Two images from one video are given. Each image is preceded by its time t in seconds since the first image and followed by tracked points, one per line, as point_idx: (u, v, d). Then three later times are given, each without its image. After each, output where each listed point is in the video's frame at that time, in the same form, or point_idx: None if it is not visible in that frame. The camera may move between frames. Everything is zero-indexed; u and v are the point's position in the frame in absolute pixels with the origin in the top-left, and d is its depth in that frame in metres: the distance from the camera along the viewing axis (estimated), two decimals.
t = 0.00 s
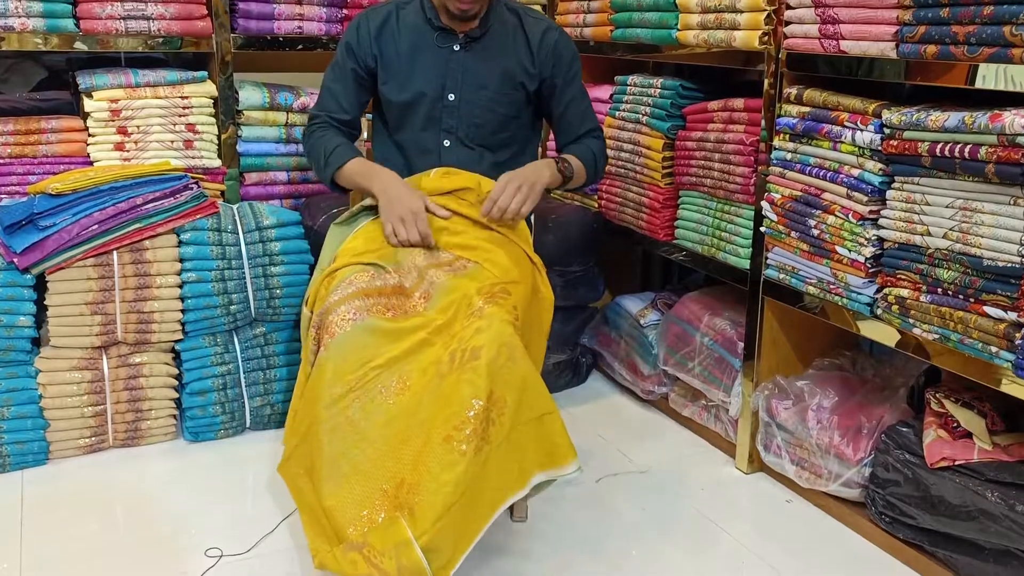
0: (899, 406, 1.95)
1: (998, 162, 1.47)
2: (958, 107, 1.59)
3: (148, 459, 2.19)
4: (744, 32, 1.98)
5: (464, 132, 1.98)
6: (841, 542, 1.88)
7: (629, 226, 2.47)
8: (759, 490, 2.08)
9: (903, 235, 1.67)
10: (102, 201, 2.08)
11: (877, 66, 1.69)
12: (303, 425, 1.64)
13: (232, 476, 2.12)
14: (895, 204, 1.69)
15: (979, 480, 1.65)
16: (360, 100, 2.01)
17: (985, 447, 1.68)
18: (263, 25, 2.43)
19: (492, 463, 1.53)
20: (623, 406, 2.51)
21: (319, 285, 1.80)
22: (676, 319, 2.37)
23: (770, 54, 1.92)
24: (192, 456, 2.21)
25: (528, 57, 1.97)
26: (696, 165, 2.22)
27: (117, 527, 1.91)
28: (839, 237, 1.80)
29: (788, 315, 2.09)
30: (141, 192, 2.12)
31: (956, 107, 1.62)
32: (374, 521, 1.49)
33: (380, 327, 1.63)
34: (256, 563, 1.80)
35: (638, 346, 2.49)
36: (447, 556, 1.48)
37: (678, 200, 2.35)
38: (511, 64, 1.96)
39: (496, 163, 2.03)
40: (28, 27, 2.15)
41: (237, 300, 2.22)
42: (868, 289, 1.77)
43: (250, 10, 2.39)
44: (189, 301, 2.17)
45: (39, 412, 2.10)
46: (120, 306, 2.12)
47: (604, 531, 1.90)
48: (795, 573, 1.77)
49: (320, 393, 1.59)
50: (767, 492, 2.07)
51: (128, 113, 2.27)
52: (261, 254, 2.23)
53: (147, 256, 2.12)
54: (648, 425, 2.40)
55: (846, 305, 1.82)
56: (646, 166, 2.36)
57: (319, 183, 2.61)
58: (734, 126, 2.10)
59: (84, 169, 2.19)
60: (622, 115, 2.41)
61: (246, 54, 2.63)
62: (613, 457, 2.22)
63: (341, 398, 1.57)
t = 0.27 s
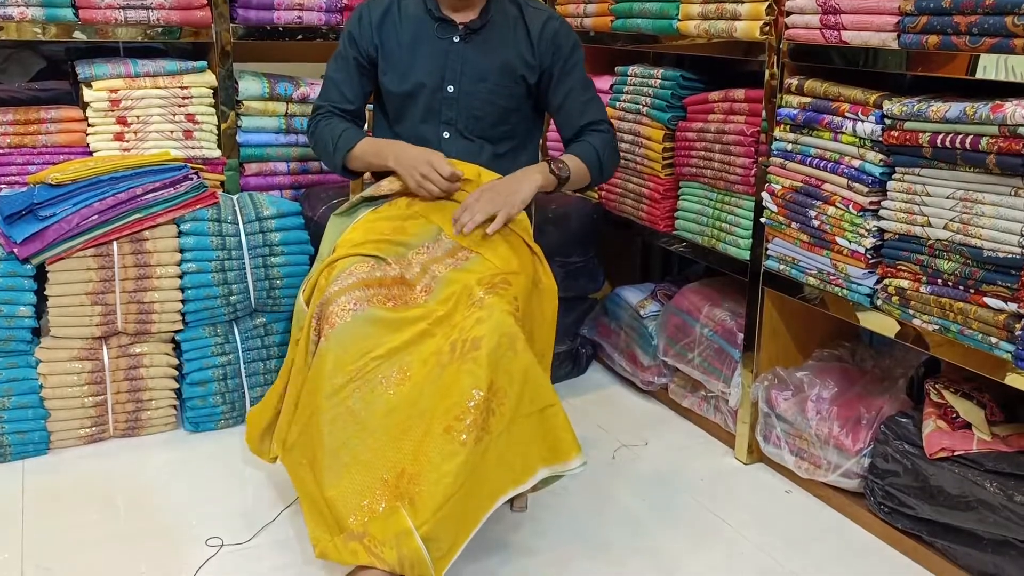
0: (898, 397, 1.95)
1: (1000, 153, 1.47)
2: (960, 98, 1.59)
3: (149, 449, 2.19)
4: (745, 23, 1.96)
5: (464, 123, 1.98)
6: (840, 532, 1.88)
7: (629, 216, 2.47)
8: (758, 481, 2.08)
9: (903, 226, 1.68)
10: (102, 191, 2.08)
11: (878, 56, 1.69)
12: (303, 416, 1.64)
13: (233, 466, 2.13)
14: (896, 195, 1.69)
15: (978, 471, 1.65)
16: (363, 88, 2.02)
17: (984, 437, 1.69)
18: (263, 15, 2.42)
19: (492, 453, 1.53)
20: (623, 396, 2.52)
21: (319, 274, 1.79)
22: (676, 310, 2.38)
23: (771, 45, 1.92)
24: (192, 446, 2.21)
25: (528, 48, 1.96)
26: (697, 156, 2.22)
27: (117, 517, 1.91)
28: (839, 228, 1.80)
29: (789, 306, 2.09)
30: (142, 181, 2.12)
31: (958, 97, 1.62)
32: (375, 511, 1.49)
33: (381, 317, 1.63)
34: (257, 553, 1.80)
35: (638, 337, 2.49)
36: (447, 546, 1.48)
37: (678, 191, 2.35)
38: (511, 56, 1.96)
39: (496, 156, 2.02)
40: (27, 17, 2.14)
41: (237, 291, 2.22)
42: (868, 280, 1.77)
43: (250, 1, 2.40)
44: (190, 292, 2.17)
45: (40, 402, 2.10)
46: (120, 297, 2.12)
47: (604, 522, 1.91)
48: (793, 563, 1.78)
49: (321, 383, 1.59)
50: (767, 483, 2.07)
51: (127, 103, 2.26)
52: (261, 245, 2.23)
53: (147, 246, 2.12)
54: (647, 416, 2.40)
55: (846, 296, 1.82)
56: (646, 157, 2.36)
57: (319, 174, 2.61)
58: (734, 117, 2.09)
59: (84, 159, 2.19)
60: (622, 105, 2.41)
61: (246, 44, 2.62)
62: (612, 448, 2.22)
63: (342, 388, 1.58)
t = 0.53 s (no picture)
0: (897, 389, 1.95)
1: (999, 146, 1.47)
2: (959, 91, 1.59)
3: (150, 441, 2.20)
4: (745, 15, 1.96)
5: (463, 115, 1.98)
6: (838, 524, 1.89)
7: (629, 209, 2.48)
8: (757, 473, 2.09)
9: (902, 218, 1.68)
10: (102, 183, 2.07)
11: (878, 49, 1.69)
12: (303, 408, 1.64)
13: (234, 458, 2.14)
14: (895, 188, 1.69)
15: (975, 463, 1.66)
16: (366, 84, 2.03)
17: (982, 430, 1.69)
18: (262, 7, 2.41)
19: (491, 445, 1.54)
20: (623, 389, 2.52)
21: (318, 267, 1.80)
22: (675, 303, 2.38)
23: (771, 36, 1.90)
24: (193, 438, 2.22)
25: (527, 40, 1.96)
26: (697, 149, 2.22)
27: (117, 508, 1.92)
28: (838, 221, 1.80)
29: (788, 300, 2.10)
30: (141, 174, 2.12)
31: (957, 90, 1.62)
32: (375, 503, 1.50)
33: (382, 310, 1.64)
34: (258, 544, 1.81)
35: (637, 330, 2.49)
36: (446, 537, 1.49)
37: (678, 184, 2.35)
38: (510, 47, 1.95)
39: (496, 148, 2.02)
40: (26, 9, 2.14)
41: (237, 284, 2.22)
42: (867, 273, 1.77)
43: None
44: (190, 285, 2.17)
45: (41, 394, 2.10)
46: (120, 289, 2.12)
47: (603, 514, 1.92)
48: (791, 555, 1.79)
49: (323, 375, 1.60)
50: (766, 475, 2.08)
51: (127, 96, 2.27)
52: (262, 238, 2.23)
53: (147, 239, 2.13)
54: (647, 409, 2.41)
55: (845, 289, 1.82)
56: (646, 150, 2.36)
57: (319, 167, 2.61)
58: (734, 109, 2.09)
59: (83, 152, 2.19)
60: (622, 98, 2.41)
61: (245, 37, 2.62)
62: (612, 440, 2.23)
63: (343, 381, 1.59)
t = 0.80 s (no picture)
0: (895, 385, 1.96)
1: (996, 144, 1.48)
2: (957, 89, 1.60)
3: (151, 437, 2.21)
4: (744, 13, 1.97)
5: (462, 114, 1.98)
6: (836, 519, 1.90)
7: (628, 206, 2.49)
8: (756, 469, 2.10)
9: (900, 216, 1.69)
10: (103, 180, 2.08)
11: (876, 47, 1.69)
12: (303, 405, 1.65)
13: (235, 454, 2.15)
14: (893, 185, 1.70)
15: (973, 459, 1.67)
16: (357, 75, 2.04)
17: (979, 426, 1.70)
18: (262, 5, 2.42)
19: (491, 442, 1.55)
20: (622, 385, 2.53)
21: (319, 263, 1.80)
22: (674, 299, 2.39)
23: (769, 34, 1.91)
24: (194, 435, 2.23)
25: (526, 43, 1.96)
26: (695, 146, 2.23)
27: (119, 504, 1.93)
28: (836, 218, 1.81)
29: (786, 297, 2.11)
30: (142, 171, 2.13)
31: (954, 88, 1.63)
32: (375, 498, 1.51)
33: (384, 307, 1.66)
34: (259, 540, 1.82)
35: (637, 326, 2.50)
36: (446, 532, 1.50)
37: (676, 180, 2.36)
38: (509, 49, 1.96)
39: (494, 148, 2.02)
40: (27, 7, 2.14)
41: (237, 280, 2.23)
42: (865, 270, 1.78)
43: None
44: (190, 282, 2.18)
45: (43, 391, 2.11)
46: (121, 286, 2.13)
47: (603, 510, 1.92)
48: (789, 550, 1.80)
49: (325, 371, 1.61)
50: (764, 471, 2.09)
51: (128, 93, 2.27)
52: (262, 235, 2.24)
53: (147, 236, 2.13)
54: (646, 405, 2.42)
55: (843, 286, 1.84)
56: (645, 147, 2.37)
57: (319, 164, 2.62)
58: (733, 107, 2.10)
59: (84, 150, 2.19)
60: (621, 95, 2.41)
61: (245, 35, 2.63)
62: (611, 437, 2.24)
63: (344, 377, 1.60)
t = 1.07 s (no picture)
0: (892, 385, 1.98)
1: (991, 146, 1.49)
2: (953, 91, 1.61)
3: (154, 437, 2.22)
4: (742, 15, 1.98)
5: (464, 119, 2.00)
6: (834, 518, 1.91)
7: (628, 206, 2.50)
8: (754, 468, 2.12)
9: (897, 217, 1.70)
10: (105, 181, 2.10)
11: (874, 50, 1.70)
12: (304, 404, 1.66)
13: (239, 454, 2.16)
14: (890, 186, 1.71)
15: (968, 458, 1.68)
16: (365, 79, 2.05)
17: (975, 425, 1.71)
18: (262, 6, 2.43)
19: (492, 442, 1.56)
20: (622, 385, 2.55)
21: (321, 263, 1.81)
22: (673, 299, 2.41)
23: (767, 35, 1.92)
24: (196, 434, 2.24)
25: (529, 47, 1.97)
26: (694, 147, 2.24)
27: (121, 503, 1.95)
28: (834, 219, 1.82)
29: (784, 297, 2.12)
30: (145, 172, 2.15)
31: (951, 90, 1.64)
32: (377, 498, 1.53)
33: (386, 307, 1.66)
34: (261, 538, 1.84)
35: (636, 326, 2.52)
36: (448, 531, 1.52)
37: (675, 181, 2.37)
38: (512, 53, 1.97)
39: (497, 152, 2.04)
40: (30, 9, 2.16)
41: (239, 281, 2.25)
42: (862, 270, 1.79)
43: None
44: (192, 282, 2.19)
45: (46, 391, 2.13)
46: (123, 287, 2.14)
47: (602, 508, 1.94)
48: (787, 548, 1.81)
49: (327, 371, 1.62)
50: (762, 470, 2.11)
51: (130, 94, 2.28)
52: (264, 235, 2.25)
53: (149, 237, 2.15)
54: (645, 404, 2.43)
55: (841, 286, 1.85)
56: (644, 147, 2.38)
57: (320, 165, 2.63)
58: (731, 108, 2.11)
59: (87, 151, 2.21)
60: (620, 96, 2.43)
61: (247, 36, 2.64)
62: (610, 436, 2.25)
63: (346, 377, 1.60)
